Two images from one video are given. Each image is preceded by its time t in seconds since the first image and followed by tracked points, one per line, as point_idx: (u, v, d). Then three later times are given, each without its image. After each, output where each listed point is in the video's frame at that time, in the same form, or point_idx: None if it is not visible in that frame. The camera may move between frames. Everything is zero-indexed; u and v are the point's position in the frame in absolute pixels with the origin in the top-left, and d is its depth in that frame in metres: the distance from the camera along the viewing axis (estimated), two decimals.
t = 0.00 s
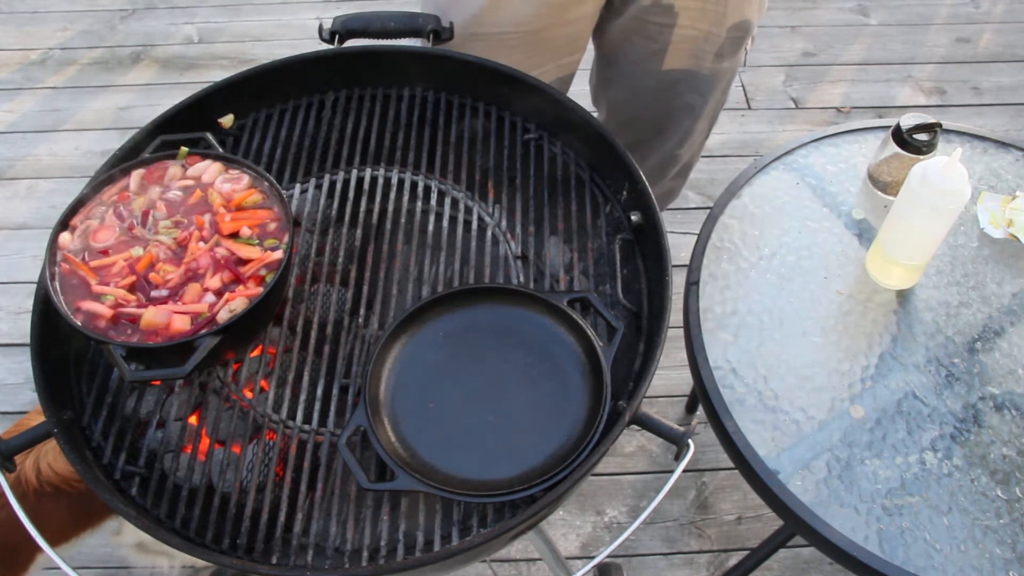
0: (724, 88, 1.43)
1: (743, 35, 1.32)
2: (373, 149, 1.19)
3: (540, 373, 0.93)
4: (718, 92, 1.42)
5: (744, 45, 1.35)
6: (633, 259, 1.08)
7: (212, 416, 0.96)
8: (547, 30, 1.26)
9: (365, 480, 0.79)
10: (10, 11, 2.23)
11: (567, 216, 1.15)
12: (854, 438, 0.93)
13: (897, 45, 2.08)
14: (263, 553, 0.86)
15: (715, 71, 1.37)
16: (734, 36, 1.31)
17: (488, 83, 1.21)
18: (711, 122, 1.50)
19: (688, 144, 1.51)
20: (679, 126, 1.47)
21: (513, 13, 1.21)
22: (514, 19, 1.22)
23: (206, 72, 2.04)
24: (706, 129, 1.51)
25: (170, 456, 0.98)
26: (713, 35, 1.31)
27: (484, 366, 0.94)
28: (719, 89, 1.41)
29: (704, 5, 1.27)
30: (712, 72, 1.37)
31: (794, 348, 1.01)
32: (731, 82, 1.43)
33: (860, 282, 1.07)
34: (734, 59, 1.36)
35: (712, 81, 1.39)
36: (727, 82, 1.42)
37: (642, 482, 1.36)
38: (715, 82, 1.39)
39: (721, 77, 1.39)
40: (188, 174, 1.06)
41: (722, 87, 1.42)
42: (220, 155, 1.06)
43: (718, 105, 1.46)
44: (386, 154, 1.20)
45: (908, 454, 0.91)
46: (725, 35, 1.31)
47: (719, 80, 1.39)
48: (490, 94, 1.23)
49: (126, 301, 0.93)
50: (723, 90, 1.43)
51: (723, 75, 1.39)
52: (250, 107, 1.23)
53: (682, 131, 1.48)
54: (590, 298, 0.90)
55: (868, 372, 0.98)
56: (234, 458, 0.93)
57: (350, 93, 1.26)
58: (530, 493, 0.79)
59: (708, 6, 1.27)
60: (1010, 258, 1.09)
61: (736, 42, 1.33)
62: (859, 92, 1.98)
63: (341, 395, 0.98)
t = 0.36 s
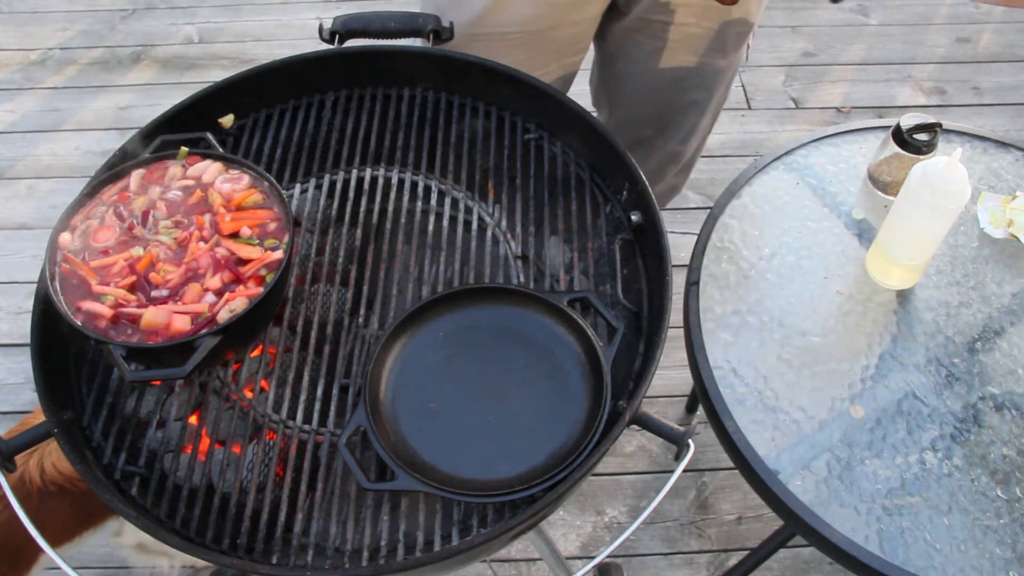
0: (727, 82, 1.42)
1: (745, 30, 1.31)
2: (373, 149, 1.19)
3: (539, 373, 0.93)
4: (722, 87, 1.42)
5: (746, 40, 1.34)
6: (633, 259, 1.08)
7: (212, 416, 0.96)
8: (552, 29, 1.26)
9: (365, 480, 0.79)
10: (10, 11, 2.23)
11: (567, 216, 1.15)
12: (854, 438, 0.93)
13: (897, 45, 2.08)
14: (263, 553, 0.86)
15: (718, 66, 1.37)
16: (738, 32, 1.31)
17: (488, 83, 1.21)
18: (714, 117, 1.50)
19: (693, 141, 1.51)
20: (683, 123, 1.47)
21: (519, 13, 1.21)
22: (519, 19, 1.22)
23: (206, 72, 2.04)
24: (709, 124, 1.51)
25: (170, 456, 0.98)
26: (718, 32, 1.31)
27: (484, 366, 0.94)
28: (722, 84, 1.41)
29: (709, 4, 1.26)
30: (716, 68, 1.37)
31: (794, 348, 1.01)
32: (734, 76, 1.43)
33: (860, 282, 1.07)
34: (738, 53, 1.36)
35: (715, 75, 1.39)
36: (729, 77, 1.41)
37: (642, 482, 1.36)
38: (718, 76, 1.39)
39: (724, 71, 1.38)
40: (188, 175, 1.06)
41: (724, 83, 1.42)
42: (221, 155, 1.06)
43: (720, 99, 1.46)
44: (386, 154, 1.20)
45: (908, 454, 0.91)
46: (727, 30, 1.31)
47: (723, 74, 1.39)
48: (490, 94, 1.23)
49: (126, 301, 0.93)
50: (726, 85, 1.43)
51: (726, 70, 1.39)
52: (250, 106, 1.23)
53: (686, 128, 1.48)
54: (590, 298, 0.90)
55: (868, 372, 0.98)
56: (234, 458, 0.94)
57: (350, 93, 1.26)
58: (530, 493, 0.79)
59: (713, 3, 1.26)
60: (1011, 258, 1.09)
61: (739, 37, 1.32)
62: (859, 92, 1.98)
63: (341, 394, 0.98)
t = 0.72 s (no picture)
0: (721, 84, 1.42)
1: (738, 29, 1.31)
2: (373, 149, 1.18)
3: (539, 373, 0.93)
4: (716, 88, 1.42)
5: (738, 40, 1.34)
6: (632, 259, 1.08)
7: (212, 416, 0.96)
8: (543, 27, 1.26)
9: (365, 479, 0.79)
10: (10, 11, 2.23)
11: (567, 216, 1.15)
12: (854, 438, 0.93)
13: (897, 45, 2.08)
14: (263, 553, 0.86)
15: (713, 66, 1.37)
16: (731, 32, 1.31)
17: (488, 83, 1.21)
18: (710, 118, 1.50)
19: (688, 145, 1.50)
20: (681, 125, 1.47)
21: (510, 9, 1.21)
22: (509, 16, 1.22)
23: (206, 71, 2.04)
24: (705, 125, 1.50)
25: (170, 455, 0.98)
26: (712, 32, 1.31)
27: (484, 366, 0.94)
28: (717, 84, 1.41)
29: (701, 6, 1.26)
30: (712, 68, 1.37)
31: (793, 349, 1.01)
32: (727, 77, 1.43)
33: (860, 282, 1.07)
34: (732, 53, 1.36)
35: (711, 75, 1.38)
36: (724, 77, 1.41)
37: (642, 482, 1.36)
38: (713, 77, 1.39)
39: (718, 71, 1.38)
40: (188, 175, 1.06)
41: (720, 83, 1.41)
42: (221, 155, 1.06)
43: (715, 100, 1.46)
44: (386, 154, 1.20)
45: (908, 454, 0.91)
46: (721, 30, 1.31)
47: (717, 75, 1.39)
48: (491, 94, 1.23)
49: (126, 301, 0.93)
50: (720, 85, 1.42)
51: (721, 70, 1.38)
52: (250, 106, 1.23)
53: (682, 129, 1.47)
54: (590, 298, 0.90)
55: (868, 372, 0.98)
56: (234, 458, 0.94)
57: (350, 93, 1.26)
58: (530, 493, 0.79)
59: (705, 5, 1.26)
60: (1011, 258, 1.09)
61: (731, 36, 1.32)
62: (859, 92, 1.98)
63: (341, 394, 0.98)
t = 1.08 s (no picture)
0: (705, 92, 1.38)
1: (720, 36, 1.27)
2: (373, 150, 1.18)
3: (539, 373, 0.93)
4: (698, 96, 1.38)
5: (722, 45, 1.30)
6: (632, 258, 1.08)
7: (212, 416, 0.96)
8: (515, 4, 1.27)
9: (365, 480, 0.79)
10: (10, 11, 2.23)
11: (567, 216, 1.15)
12: (854, 438, 0.93)
13: (897, 45, 2.08)
14: (263, 553, 0.86)
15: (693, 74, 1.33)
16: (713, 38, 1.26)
17: (488, 83, 1.21)
18: (698, 125, 1.47)
19: (672, 150, 1.48)
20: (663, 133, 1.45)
21: None
22: None
23: (206, 71, 2.04)
24: (692, 133, 1.47)
25: (170, 455, 0.98)
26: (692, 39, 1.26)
27: (484, 365, 0.94)
28: (699, 90, 1.38)
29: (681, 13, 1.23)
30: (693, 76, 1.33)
31: (793, 349, 1.01)
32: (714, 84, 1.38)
33: (860, 282, 1.07)
34: (714, 60, 1.32)
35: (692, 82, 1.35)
36: (707, 86, 1.37)
37: (642, 482, 1.36)
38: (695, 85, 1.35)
39: (700, 78, 1.35)
40: (188, 175, 1.06)
41: (703, 91, 1.38)
42: (221, 155, 1.06)
43: (700, 108, 1.43)
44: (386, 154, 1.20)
45: (908, 454, 0.91)
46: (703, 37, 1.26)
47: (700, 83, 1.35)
48: (491, 94, 1.23)
49: (126, 301, 0.93)
50: (704, 94, 1.39)
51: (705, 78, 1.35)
52: (250, 107, 1.23)
53: (670, 134, 1.44)
54: (590, 298, 0.89)
55: (868, 372, 0.98)
56: (234, 458, 0.93)
57: (350, 93, 1.26)
58: (530, 493, 0.79)
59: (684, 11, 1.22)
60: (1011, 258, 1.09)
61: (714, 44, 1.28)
62: (859, 92, 1.98)
63: (341, 395, 0.98)
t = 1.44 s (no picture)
0: (700, 95, 1.37)
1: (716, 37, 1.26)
2: (373, 150, 1.18)
3: (539, 373, 0.93)
4: (693, 98, 1.37)
5: (718, 47, 1.29)
6: (632, 258, 1.08)
7: (212, 416, 0.96)
8: None
9: (365, 480, 0.79)
10: (10, 11, 2.23)
11: (567, 216, 1.15)
12: (854, 438, 0.93)
13: (897, 45, 2.08)
14: (263, 553, 0.86)
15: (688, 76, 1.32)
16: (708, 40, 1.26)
17: (488, 83, 1.21)
18: (694, 124, 1.45)
19: (667, 152, 1.47)
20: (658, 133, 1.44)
21: None
22: None
23: (206, 71, 2.04)
24: (688, 136, 1.46)
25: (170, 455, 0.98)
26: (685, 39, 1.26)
27: (484, 365, 0.94)
28: (695, 92, 1.36)
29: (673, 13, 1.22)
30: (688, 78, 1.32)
31: (793, 349, 1.01)
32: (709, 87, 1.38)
33: (860, 283, 1.07)
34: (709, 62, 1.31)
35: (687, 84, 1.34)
36: (702, 88, 1.36)
37: (642, 482, 1.36)
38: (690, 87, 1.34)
39: (696, 81, 1.34)
40: (188, 175, 1.06)
41: (699, 93, 1.37)
42: (221, 154, 1.06)
43: (696, 111, 1.41)
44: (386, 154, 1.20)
45: (908, 454, 0.91)
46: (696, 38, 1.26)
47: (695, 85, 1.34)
48: (491, 94, 1.23)
49: (125, 301, 0.93)
50: (699, 96, 1.38)
51: (700, 80, 1.34)
52: (249, 106, 1.23)
53: (663, 134, 1.43)
54: (590, 298, 0.89)
55: (867, 372, 0.98)
56: (234, 458, 0.93)
57: (350, 93, 1.26)
58: (530, 493, 0.79)
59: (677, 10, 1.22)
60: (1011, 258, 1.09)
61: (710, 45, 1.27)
62: (859, 92, 1.98)
63: (341, 395, 0.98)
